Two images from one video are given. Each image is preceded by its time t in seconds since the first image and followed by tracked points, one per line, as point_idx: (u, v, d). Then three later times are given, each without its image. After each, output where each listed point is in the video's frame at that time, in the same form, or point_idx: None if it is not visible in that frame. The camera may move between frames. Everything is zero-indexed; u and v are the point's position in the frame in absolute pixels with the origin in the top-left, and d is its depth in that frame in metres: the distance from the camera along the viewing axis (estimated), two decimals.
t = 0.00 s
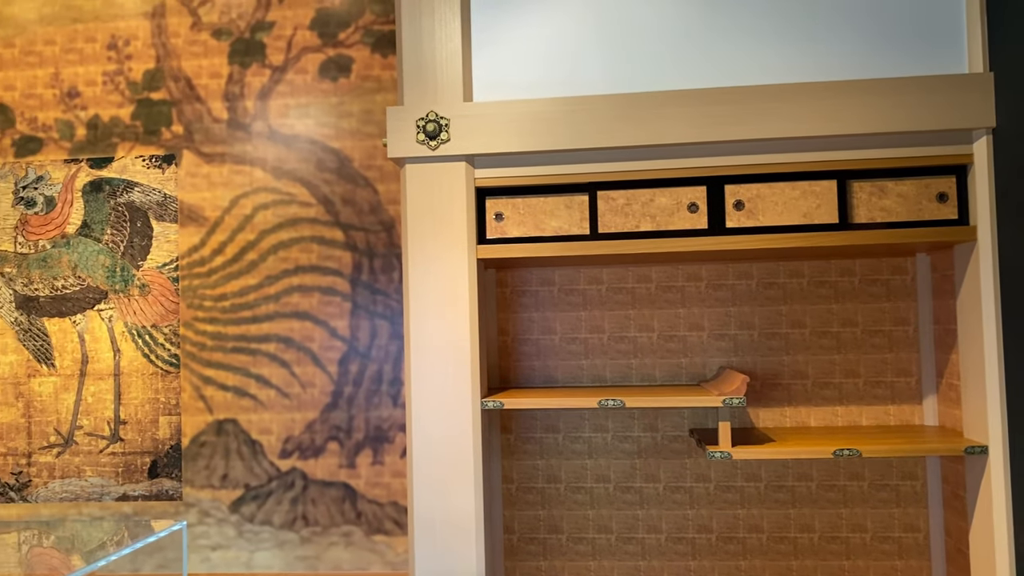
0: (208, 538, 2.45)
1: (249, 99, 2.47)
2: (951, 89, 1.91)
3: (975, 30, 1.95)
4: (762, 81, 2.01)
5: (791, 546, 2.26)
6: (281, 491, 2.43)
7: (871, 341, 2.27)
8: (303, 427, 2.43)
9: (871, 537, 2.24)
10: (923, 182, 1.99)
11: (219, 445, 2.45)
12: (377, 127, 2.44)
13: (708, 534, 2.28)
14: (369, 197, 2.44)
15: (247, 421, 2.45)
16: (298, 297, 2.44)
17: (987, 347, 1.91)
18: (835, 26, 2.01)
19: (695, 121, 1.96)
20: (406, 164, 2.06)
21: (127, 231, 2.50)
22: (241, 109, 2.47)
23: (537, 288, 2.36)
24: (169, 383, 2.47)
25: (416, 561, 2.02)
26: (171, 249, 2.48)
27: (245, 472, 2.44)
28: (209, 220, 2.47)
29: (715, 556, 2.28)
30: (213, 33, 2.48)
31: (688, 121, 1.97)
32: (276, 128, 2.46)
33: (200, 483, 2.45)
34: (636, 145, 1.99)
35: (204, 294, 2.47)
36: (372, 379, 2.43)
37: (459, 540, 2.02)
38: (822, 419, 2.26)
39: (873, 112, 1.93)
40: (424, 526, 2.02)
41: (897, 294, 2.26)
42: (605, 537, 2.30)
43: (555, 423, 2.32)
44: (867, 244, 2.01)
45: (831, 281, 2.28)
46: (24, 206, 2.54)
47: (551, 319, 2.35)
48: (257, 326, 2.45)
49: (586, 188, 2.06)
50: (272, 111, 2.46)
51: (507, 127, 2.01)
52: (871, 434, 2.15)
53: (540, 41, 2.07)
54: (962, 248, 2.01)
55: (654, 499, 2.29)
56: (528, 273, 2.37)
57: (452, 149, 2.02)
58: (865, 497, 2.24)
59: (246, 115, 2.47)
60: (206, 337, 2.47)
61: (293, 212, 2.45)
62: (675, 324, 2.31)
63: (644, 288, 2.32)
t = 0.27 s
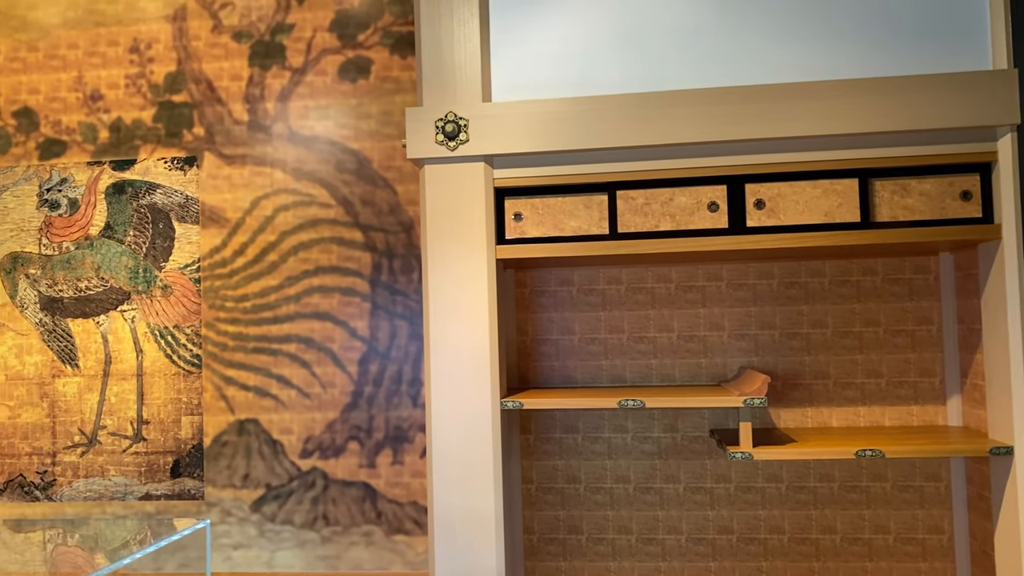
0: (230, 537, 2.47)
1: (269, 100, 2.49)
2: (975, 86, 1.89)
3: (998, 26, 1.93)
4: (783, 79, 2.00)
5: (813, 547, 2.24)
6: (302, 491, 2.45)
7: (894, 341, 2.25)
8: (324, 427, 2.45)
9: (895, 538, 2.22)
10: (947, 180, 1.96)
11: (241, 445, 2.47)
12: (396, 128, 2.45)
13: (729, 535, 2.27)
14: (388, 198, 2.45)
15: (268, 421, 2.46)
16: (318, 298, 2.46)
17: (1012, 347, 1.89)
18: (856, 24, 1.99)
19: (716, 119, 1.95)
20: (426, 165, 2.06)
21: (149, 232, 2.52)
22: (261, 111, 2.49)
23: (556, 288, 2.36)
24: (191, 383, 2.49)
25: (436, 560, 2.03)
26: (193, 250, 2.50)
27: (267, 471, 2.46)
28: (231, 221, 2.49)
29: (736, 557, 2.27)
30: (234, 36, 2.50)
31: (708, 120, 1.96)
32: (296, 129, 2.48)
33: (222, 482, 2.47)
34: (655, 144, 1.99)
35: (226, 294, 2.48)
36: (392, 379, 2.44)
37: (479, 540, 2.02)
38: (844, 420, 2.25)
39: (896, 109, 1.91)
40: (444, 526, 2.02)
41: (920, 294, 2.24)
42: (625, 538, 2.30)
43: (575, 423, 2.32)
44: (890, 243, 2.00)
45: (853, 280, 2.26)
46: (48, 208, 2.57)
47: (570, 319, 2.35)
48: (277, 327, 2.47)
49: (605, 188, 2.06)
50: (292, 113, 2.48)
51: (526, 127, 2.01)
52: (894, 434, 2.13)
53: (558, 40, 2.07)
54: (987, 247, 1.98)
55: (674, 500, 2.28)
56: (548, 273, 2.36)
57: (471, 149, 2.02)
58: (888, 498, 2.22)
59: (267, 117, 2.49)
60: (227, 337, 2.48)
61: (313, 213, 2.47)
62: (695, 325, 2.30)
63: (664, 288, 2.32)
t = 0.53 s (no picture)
0: (250, 537, 2.48)
1: (288, 103, 2.50)
2: (995, 85, 1.88)
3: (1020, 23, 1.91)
4: (802, 78, 1.99)
5: (833, 549, 2.23)
6: (321, 491, 2.46)
7: (915, 341, 2.23)
8: (342, 427, 2.46)
9: (916, 540, 2.20)
10: (969, 178, 1.95)
11: (260, 445, 2.48)
12: (414, 130, 2.46)
13: (749, 537, 2.26)
14: (406, 199, 2.46)
15: (287, 421, 2.48)
16: (337, 299, 2.47)
17: None
18: (875, 22, 1.98)
19: (734, 118, 1.94)
20: (443, 167, 2.07)
21: (169, 234, 2.55)
22: (280, 113, 2.51)
23: (573, 288, 2.36)
24: (212, 383, 2.51)
25: (454, 560, 2.03)
26: (213, 252, 2.52)
27: (286, 471, 2.47)
28: (250, 223, 2.51)
29: (756, 558, 2.26)
30: (252, 39, 2.52)
31: (726, 119, 1.95)
32: (314, 131, 2.49)
33: (242, 482, 2.49)
34: (673, 144, 1.98)
35: (245, 295, 2.50)
36: (410, 379, 2.45)
37: (497, 540, 2.02)
38: (865, 421, 2.23)
39: (916, 107, 1.89)
40: (463, 525, 2.02)
41: (941, 293, 2.22)
42: (644, 539, 2.29)
43: (593, 424, 2.32)
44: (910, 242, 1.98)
45: (873, 280, 2.25)
46: (70, 211, 2.60)
47: (587, 320, 2.35)
48: (296, 328, 2.48)
49: (623, 188, 2.05)
50: (311, 115, 2.49)
51: (543, 128, 2.00)
52: (915, 436, 2.11)
53: (576, 41, 2.07)
54: (1009, 246, 1.96)
55: (693, 501, 2.28)
56: (565, 274, 2.36)
57: (489, 150, 2.02)
58: (910, 500, 2.20)
59: (285, 119, 2.50)
60: (247, 338, 2.50)
61: (331, 214, 2.48)
62: (714, 325, 2.29)
63: (682, 288, 2.31)
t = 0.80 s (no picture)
0: (270, 536, 2.50)
1: (307, 105, 2.53)
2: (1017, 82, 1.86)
3: None
4: (820, 76, 1.97)
5: (854, 550, 2.21)
6: (340, 490, 2.47)
7: (937, 341, 2.21)
8: (361, 427, 2.48)
9: (939, 542, 2.18)
10: (992, 176, 1.92)
11: (280, 445, 2.50)
12: (431, 131, 2.48)
13: (769, 538, 2.25)
14: (424, 200, 2.47)
15: (307, 421, 2.50)
16: (355, 300, 2.49)
17: None
18: (895, 20, 1.96)
19: (751, 117, 1.93)
20: (461, 167, 2.07)
21: (190, 235, 2.57)
22: (299, 115, 2.53)
23: (591, 289, 2.35)
24: (232, 384, 2.53)
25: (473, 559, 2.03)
26: (233, 253, 2.54)
27: (306, 471, 2.49)
28: (269, 224, 2.53)
29: (776, 560, 2.24)
30: (271, 41, 2.55)
31: (744, 118, 1.94)
32: (333, 133, 2.52)
33: (262, 482, 2.50)
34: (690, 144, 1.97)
35: (265, 296, 2.52)
36: (428, 380, 2.46)
37: (515, 539, 2.01)
38: (886, 421, 2.21)
39: (937, 105, 1.87)
40: (481, 524, 2.02)
41: (964, 293, 2.20)
42: (663, 540, 2.29)
43: (611, 424, 2.31)
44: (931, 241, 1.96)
45: (894, 279, 2.23)
46: (92, 213, 2.63)
47: (605, 320, 2.34)
48: (316, 329, 2.50)
49: (642, 187, 2.04)
50: (329, 117, 2.52)
51: (560, 128, 2.00)
52: (937, 436, 2.09)
53: (593, 42, 2.06)
54: None
55: (712, 502, 2.27)
56: (583, 274, 2.36)
57: (506, 151, 2.02)
58: (932, 501, 2.19)
59: (304, 121, 2.53)
60: (266, 339, 2.52)
61: (350, 216, 2.50)
62: (733, 325, 2.28)
63: (701, 288, 2.30)
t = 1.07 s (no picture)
0: (290, 534, 2.52)
1: (325, 104, 2.55)
2: None
3: None
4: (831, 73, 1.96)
5: (876, 550, 2.20)
6: (359, 488, 2.49)
7: (960, 339, 2.19)
8: (380, 425, 2.49)
9: (963, 542, 2.16)
10: (1015, 173, 1.91)
11: (300, 443, 2.52)
12: (449, 130, 2.49)
13: (790, 537, 2.23)
14: (441, 199, 2.48)
15: (327, 419, 2.51)
16: (374, 298, 2.51)
17: None
18: (916, 15, 1.94)
19: (762, 114, 1.92)
20: (478, 166, 2.07)
21: (210, 235, 2.59)
22: (317, 115, 2.55)
23: (610, 287, 2.35)
24: (252, 382, 2.55)
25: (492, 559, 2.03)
26: (253, 252, 2.56)
27: (326, 469, 2.50)
28: (289, 224, 2.55)
29: (797, 559, 2.23)
30: (290, 41, 2.57)
31: (754, 116, 1.92)
32: (351, 133, 2.53)
33: (282, 480, 2.52)
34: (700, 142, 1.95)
35: (285, 295, 2.55)
36: (446, 378, 2.47)
37: (535, 539, 2.01)
38: (908, 420, 2.19)
39: (950, 102, 1.85)
40: (500, 524, 2.02)
41: (987, 290, 2.18)
42: (683, 539, 2.28)
43: (630, 423, 2.31)
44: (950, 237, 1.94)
45: (916, 276, 2.21)
46: (113, 213, 2.65)
47: (624, 318, 2.34)
48: (335, 327, 2.52)
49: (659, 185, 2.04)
50: (347, 116, 2.53)
51: (575, 126, 1.99)
52: (960, 435, 2.07)
53: (610, 40, 2.06)
54: None
55: (732, 501, 2.26)
56: (601, 272, 2.36)
57: (524, 149, 2.01)
58: (955, 500, 2.16)
59: (322, 121, 2.55)
60: (286, 338, 2.54)
61: (368, 215, 2.52)
62: (753, 323, 2.27)
63: (720, 286, 2.29)
